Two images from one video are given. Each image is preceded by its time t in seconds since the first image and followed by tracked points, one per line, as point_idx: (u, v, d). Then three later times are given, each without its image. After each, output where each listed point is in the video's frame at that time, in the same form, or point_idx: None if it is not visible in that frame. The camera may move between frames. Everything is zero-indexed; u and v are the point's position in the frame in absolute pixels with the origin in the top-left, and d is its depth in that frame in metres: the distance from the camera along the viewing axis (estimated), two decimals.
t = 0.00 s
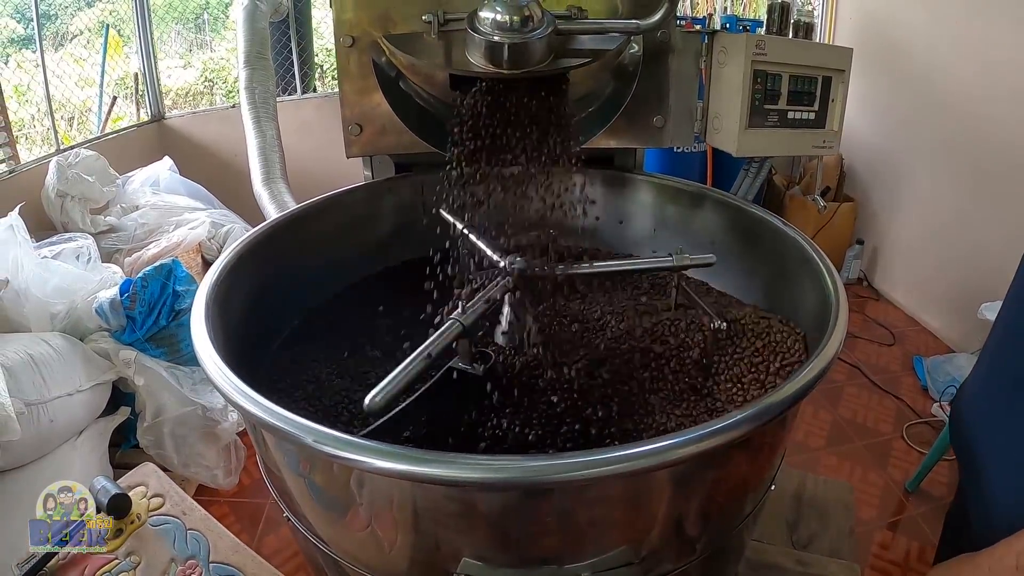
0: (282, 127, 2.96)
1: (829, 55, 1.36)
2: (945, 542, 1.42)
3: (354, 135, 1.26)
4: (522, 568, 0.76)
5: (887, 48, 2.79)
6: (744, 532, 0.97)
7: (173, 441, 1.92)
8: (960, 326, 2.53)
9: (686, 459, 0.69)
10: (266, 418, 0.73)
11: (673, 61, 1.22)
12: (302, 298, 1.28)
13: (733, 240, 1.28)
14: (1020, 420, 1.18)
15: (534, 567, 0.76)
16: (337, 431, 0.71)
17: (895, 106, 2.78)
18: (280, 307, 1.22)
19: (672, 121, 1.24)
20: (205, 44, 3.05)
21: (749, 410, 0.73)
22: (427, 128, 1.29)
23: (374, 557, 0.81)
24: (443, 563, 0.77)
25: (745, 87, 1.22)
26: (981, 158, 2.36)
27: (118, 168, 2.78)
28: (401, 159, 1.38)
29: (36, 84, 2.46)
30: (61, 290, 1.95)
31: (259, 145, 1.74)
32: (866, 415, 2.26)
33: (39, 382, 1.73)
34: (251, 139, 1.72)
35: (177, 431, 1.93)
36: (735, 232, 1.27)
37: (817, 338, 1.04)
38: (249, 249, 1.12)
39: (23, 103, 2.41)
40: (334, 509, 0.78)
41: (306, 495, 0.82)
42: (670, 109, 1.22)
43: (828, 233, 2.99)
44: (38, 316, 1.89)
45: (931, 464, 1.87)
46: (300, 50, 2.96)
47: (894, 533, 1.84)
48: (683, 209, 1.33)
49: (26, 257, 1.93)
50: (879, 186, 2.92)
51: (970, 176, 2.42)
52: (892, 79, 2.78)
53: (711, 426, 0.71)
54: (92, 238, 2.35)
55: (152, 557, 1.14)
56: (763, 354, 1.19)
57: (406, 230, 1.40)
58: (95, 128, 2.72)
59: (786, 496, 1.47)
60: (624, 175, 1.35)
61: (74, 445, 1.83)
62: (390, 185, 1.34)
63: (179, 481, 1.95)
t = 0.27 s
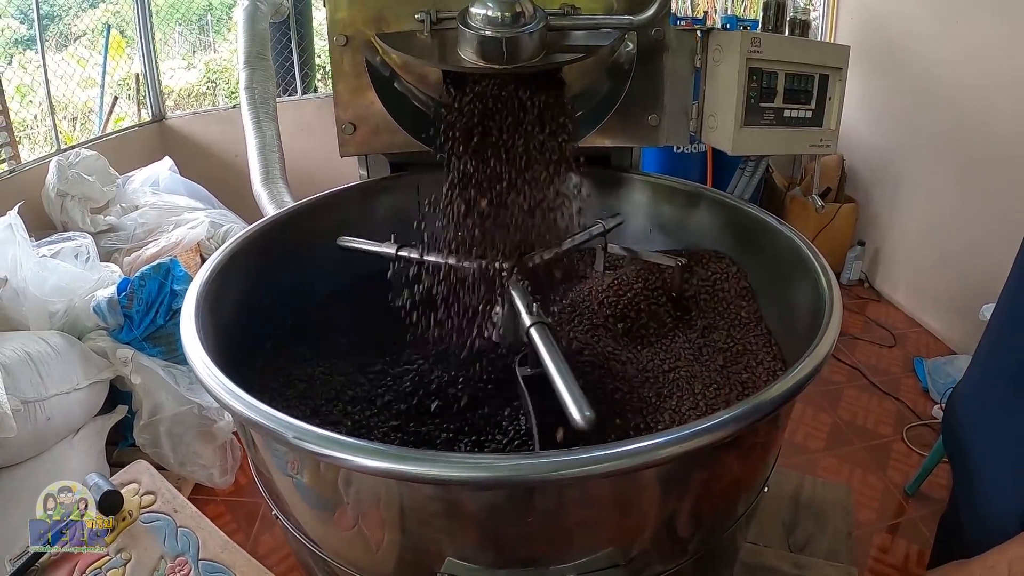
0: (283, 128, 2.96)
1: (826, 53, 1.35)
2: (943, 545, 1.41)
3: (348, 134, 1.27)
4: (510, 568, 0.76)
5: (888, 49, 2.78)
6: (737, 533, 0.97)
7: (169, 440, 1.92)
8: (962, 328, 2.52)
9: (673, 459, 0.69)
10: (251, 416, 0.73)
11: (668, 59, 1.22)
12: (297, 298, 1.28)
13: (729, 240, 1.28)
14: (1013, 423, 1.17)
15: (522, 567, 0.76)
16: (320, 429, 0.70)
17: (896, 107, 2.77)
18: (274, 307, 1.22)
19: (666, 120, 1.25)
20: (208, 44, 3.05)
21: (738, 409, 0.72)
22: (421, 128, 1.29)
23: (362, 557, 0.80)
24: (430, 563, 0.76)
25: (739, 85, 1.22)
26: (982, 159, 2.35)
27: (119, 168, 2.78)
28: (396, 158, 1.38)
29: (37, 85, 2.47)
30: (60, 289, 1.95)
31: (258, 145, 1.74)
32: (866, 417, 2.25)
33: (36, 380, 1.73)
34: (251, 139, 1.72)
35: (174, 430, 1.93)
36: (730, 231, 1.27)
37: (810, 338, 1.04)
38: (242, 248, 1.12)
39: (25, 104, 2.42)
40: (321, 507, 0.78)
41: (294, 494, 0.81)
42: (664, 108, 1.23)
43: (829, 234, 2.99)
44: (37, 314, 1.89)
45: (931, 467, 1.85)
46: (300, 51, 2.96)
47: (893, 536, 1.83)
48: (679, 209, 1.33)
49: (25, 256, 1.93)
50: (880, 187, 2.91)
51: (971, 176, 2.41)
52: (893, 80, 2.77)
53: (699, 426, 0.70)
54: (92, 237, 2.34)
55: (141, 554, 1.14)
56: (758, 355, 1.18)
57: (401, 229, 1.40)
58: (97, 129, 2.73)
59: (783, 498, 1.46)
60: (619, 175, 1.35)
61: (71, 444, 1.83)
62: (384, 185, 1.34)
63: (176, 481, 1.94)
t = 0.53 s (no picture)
0: (283, 128, 2.95)
1: (824, 49, 1.34)
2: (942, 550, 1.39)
3: (340, 134, 1.26)
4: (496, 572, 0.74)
5: (890, 49, 2.77)
6: (730, 537, 0.95)
7: (164, 439, 1.91)
8: (964, 330, 2.50)
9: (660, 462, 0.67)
10: (231, 416, 0.72)
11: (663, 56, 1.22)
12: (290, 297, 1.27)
13: (724, 239, 1.27)
14: (1007, 428, 1.16)
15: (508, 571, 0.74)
16: (300, 429, 0.69)
17: (897, 108, 2.75)
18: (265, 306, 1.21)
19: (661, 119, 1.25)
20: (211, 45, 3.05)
21: (726, 411, 0.71)
22: (414, 127, 1.29)
23: (346, 559, 0.79)
24: (414, 566, 0.75)
25: (734, 83, 1.22)
26: (983, 159, 2.34)
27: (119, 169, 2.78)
28: (389, 158, 1.38)
29: (41, 85, 2.47)
30: (57, 288, 1.94)
31: (258, 146, 1.73)
32: (867, 419, 2.24)
33: (32, 379, 1.73)
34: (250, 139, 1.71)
35: (169, 429, 1.92)
36: (725, 230, 1.26)
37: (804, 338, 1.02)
38: (232, 248, 1.11)
39: (27, 103, 2.42)
40: (305, 509, 0.77)
41: (278, 494, 0.80)
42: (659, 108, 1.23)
43: (830, 236, 2.99)
44: (34, 313, 1.89)
45: (931, 470, 1.84)
46: (300, 51, 2.95)
47: (893, 540, 1.81)
48: (673, 208, 1.32)
49: (23, 255, 1.93)
50: (881, 189, 2.89)
51: (972, 177, 2.40)
52: (895, 80, 2.76)
53: (687, 427, 0.68)
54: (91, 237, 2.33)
55: (129, 552, 1.13)
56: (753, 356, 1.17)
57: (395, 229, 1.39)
58: (99, 129, 2.73)
59: (780, 502, 1.45)
60: (614, 174, 1.34)
61: (67, 442, 1.82)
62: (378, 185, 1.32)
63: (171, 481, 1.94)
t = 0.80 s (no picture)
0: (283, 129, 2.95)
1: (822, 51, 1.33)
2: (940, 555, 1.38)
3: (335, 135, 1.28)
4: None
5: (891, 51, 2.76)
6: (724, 542, 0.95)
7: (162, 440, 1.90)
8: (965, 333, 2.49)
9: (649, 466, 0.67)
10: (218, 418, 0.71)
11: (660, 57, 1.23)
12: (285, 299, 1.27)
13: (721, 242, 1.26)
14: (1000, 435, 1.16)
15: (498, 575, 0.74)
16: (287, 432, 0.68)
17: (899, 110, 2.75)
18: (260, 307, 1.21)
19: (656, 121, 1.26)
20: (215, 46, 3.06)
21: (718, 414, 0.70)
22: (410, 129, 1.30)
23: (336, 562, 0.79)
24: (404, 569, 0.75)
25: (730, 84, 1.21)
26: (985, 161, 2.33)
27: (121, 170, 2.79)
28: (386, 161, 1.38)
29: (44, 86, 2.48)
30: (56, 289, 1.94)
31: (258, 148, 1.73)
32: (867, 422, 2.23)
33: (30, 379, 1.73)
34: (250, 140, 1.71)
35: (167, 430, 1.91)
36: (722, 232, 1.26)
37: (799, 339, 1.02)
38: (227, 249, 1.11)
39: (32, 104, 2.43)
40: (295, 511, 0.76)
41: (269, 497, 0.80)
42: (654, 109, 1.25)
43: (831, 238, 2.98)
44: (33, 313, 1.89)
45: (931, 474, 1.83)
46: (302, 53, 2.95)
47: (892, 545, 1.81)
48: (670, 210, 1.32)
49: (23, 256, 1.94)
50: (883, 191, 2.88)
51: (974, 179, 2.39)
52: (896, 82, 2.75)
53: (677, 431, 0.68)
54: (91, 238, 2.33)
55: (122, 551, 1.13)
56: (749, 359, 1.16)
57: (392, 231, 1.39)
58: (102, 130, 2.73)
59: (778, 506, 1.44)
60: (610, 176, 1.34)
61: (65, 443, 1.82)
62: (374, 187, 1.34)
63: (168, 481, 1.94)
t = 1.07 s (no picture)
0: (284, 131, 2.97)
1: (817, 53, 1.34)
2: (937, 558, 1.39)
3: (330, 138, 1.29)
4: None
5: (891, 54, 2.76)
6: (717, 543, 0.95)
7: (161, 440, 1.91)
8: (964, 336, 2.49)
9: (637, 466, 0.67)
10: (208, 417, 0.72)
11: (654, 60, 1.24)
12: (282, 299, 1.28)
13: (715, 244, 1.27)
14: (989, 439, 1.16)
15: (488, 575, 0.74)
16: (275, 431, 0.69)
17: (899, 112, 2.75)
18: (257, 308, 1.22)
19: (651, 123, 1.27)
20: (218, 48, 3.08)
21: (707, 414, 0.70)
22: (405, 132, 1.31)
23: (328, 561, 0.79)
24: (396, 569, 0.75)
25: (724, 86, 1.22)
26: (986, 164, 2.33)
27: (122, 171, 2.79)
28: (383, 163, 1.39)
29: (49, 87, 2.49)
30: (56, 289, 1.95)
31: (258, 150, 1.73)
32: (866, 425, 2.23)
33: (30, 378, 1.73)
34: (249, 142, 1.71)
35: (166, 430, 1.92)
36: (716, 235, 1.26)
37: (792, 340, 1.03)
38: (224, 250, 1.12)
39: (36, 105, 2.44)
40: (287, 510, 0.77)
41: (261, 497, 0.80)
42: (649, 111, 1.26)
43: (831, 241, 3.00)
44: (34, 313, 1.90)
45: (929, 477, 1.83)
46: (303, 55, 2.96)
47: (890, 548, 1.81)
48: (666, 213, 1.32)
49: (24, 256, 1.94)
50: (883, 194, 2.88)
51: (974, 182, 2.39)
52: (896, 85, 2.75)
53: (664, 433, 0.68)
54: (92, 239, 2.34)
55: (116, 551, 1.13)
56: (743, 360, 1.17)
57: (387, 232, 1.40)
58: (105, 132, 2.74)
59: (773, 509, 1.44)
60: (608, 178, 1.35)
61: (64, 442, 1.83)
62: (370, 189, 1.35)
63: (167, 481, 1.94)
